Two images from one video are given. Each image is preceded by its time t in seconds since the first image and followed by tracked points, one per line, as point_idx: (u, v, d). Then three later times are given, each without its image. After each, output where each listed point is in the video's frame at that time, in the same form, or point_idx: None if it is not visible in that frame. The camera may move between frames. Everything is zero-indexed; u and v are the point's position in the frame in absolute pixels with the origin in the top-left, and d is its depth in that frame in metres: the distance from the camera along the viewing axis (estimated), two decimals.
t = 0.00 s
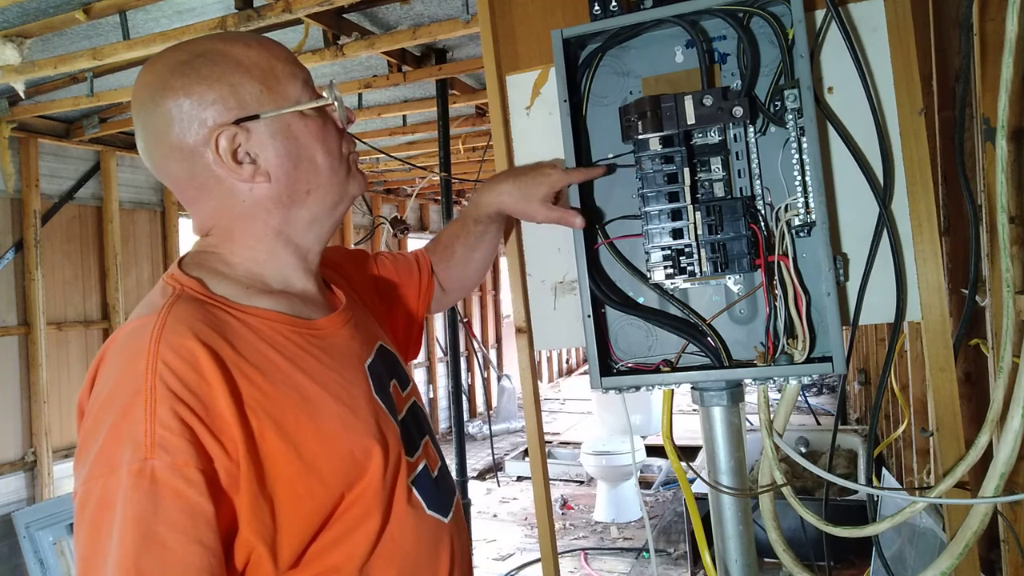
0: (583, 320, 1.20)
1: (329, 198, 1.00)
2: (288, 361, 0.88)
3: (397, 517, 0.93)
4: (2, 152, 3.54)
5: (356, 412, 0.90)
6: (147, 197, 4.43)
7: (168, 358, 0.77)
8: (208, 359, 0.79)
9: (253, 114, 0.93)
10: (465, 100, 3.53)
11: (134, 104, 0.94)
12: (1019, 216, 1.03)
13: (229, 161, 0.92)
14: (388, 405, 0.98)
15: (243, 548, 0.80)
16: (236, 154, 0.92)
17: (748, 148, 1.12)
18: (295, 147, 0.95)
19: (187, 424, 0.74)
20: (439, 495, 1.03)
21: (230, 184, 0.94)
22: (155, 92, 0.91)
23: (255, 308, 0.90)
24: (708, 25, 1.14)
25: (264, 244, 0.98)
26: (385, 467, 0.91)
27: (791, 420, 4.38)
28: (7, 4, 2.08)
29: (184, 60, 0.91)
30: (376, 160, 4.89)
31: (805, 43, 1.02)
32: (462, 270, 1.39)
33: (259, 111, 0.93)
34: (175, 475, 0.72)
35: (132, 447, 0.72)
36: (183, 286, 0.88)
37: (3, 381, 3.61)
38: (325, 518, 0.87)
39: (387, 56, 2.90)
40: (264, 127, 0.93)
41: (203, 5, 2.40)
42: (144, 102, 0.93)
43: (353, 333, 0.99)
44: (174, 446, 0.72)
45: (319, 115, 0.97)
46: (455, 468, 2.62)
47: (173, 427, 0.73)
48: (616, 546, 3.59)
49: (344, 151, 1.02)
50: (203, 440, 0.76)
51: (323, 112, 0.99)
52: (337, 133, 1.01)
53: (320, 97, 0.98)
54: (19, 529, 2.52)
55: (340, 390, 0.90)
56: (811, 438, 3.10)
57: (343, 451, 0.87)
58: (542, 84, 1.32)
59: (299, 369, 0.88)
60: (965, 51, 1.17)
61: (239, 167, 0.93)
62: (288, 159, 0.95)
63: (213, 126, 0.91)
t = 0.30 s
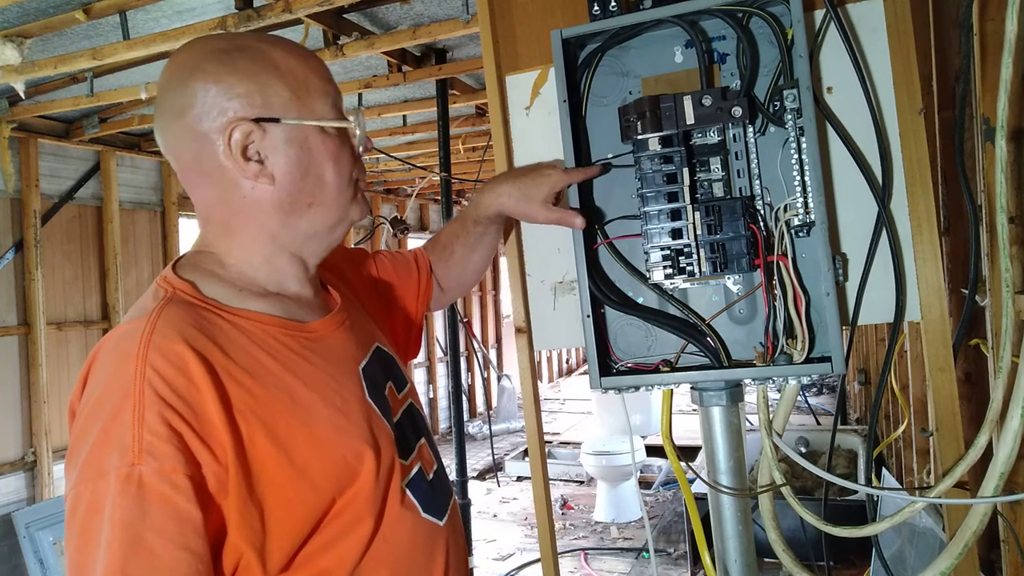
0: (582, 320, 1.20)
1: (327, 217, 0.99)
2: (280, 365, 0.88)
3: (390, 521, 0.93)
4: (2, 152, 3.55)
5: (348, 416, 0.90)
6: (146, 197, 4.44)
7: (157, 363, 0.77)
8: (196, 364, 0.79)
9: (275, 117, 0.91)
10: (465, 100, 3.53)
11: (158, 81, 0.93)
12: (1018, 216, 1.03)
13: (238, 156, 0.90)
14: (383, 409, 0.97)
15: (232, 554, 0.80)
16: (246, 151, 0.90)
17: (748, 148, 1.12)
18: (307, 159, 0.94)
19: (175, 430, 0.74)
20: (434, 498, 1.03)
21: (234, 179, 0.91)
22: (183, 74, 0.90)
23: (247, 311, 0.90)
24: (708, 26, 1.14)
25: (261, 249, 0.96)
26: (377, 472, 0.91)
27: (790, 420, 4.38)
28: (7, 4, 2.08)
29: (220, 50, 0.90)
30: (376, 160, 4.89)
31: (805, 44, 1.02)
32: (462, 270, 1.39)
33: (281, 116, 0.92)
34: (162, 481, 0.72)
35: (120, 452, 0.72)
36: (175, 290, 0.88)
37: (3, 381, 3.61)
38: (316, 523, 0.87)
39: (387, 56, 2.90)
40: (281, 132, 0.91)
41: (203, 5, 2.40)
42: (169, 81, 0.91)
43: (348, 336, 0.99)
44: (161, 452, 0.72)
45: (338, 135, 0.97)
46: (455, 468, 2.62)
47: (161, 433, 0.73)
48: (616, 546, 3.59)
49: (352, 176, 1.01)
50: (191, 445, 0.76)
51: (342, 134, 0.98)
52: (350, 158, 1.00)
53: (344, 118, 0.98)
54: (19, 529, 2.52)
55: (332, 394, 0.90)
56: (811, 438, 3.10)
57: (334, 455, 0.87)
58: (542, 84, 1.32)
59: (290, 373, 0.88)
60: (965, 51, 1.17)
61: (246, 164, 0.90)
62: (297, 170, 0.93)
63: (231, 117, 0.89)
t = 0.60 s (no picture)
0: (582, 320, 1.20)
1: (331, 226, 0.97)
2: (277, 366, 0.88)
3: (387, 524, 0.93)
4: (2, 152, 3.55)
5: (345, 419, 0.90)
6: (146, 197, 4.44)
7: (151, 364, 0.77)
8: (191, 365, 0.79)
9: (290, 120, 0.91)
10: (465, 100, 3.53)
11: (182, 71, 0.93)
12: (1018, 216, 1.03)
13: (248, 154, 0.89)
14: (382, 412, 0.97)
15: (226, 556, 0.79)
16: (257, 151, 0.90)
17: (748, 148, 1.12)
18: (317, 166, 0.93)
19: (168, 431, 0.74)
20: (433, 500, 1.02)
21: (241, 176, 0.91)
22: (206, 67, 0.90)
23: (245, 311, 0.90)
24: (708, 26, 1.14)
25: (260, 251, 0.95)
26: (373, 476, 0.91)
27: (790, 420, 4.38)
28: (7, 5, 2.08)
29: (245, 48, 0.90)
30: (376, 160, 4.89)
31: (805, 44, 1.02)
32: (459, 271, 1.39)
33: (298, 120, 0.91)
34: (154, 483, 0.71)
35: (112, 453, 0.72)
36: (172, 290, 0.88)
37: (3, 381, 3.61)
38: (311, 525, 0.87)
39: (387, 56, 2.90)
40: (295, 136, 0.91)
41: (203, 5, 2.40)
42: (191, 73, 0.91)
43: (348, 337, 0.99)
44: (154, 453, 0.72)
45: (351, 146, 0.96)
46: (454, 468, 2.62)
47: (153, 435, 0.73)
48: (616, 546, 3.59)
49: (361, 190, 1.00)
50: (185, 447, 0.75)
51: (356, 146, 0.97)
52: (361, 171, 0.99)
53: (360, 130, 0.97)
54: (19, 529, 2.52)
55: (329, 396, 0.90)
56: (811, 438, 3.10)
57: (330, 458, 0.87)
58: (541, 84, 1.32)
59: (287, 375, 0.88)
60: (965, 51, 1.17)
61: (255, 163, 0.90)
62: (305, 176, 0.92)
63: (247, 115, 0.89)
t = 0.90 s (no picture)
0: (582, 320, 1.20)
1: (336, 228, 0.96)
2: (271, 368, 0.87)
3: (379, 529, 0.93)
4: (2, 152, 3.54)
5: (338, 422, 0.90)
6: (146, 196, 4.44)
7: (142, 364, 0.77)
8: (183, 365, 0.79)
9: (300, 120, 0.90)
10: (465, 100, 3.53)
11: (193, 70, 0.93)
12: (1018, 216, 1.03)
13: (256, 154, 0.89)
14: (380, 417, 0.97)
15: (214, 559, 0.79)
16: (265, 150, 0.89)
17: (748, 148, 1.12)
18: (324, 168, 0.92)
19: (158, 432, 0.74)
20: (430, 506, 1.02)
21: (249, 176, 0.90)
22: (217, 65, 0.90)
23: (240, 312, 0.90)
24: (708, 25, 1.14)
25: (260, 251, 0.95)
26: (365, 479, 0.90)
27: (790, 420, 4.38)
28: (7, 4, 2.07)
29: (258, 47, 0.90)
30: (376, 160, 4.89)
31: (804, 44, 1.02)
32: (458, 267, 1.39)
33: (307, 120, 0.90)
34: (142, 483, 0.71)
35: (102, 452, 0.72)
36: (168, 290, 0.88)
37: (3, 381, 3.61)
38: (301, 529, 0.86)
39: (387, 56, 2.90)
40: (303, 137, 0.90)
41: (203, 5, 2.40)
42: (202, 71, 0.91)
43: (347, 339, 0.98)
44: (143, 453, 0.72)
45: (360, 149, 0.95)
46: (454, 468, 2.62)
47: (142, 435, 0.73)
48: (616, 546, 3.59)
49: (368, 192, 0.99)
50: (174, 447, 0.75)
51: (364, 148, 0.97)
52: (368, 173, 0.98)
53: (369, 134, 0.97)
54: (19, 529, 2.52)
55: (323, 399, 0.90)
56: (811, 438, 3.11)
57: (322, 462, 0.87)
58: (541, 84, 1.32)
59: (281, 377, 0.88)
60: (965, 51, 1.17)
61: (263, 163, 0.89)
62: (313, 178, 0.92)
63: (256, 114, 0.88)
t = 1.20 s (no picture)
0: (582, 320, 1.20)
1: (342, 233, 0.96)
2: (257, 371, 0.87)
3: (364, 535, 0.91)
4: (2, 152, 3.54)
5: (322, 426, 0.89)
6: (146, 196, 4.44)
7: (123, 365, 0.77)
8: (164, 367, 0.79)
9: (309, 124, 0.90)
10: (465, 100, 3.53)
11: (204, 69, 0.93)
12: (1018, 216, 1.03)
13: (263, 156, 0.88)
14: (370, 423, 0.95)
15: (191, 563, 0.79)
16: (273, 153, 0.89)
17: (748, 148, 1.12)
18: (332, 172, 0.92)
19: (134, 433, 0.74)
20: (423, 514, 0.99)
21: (255, 177, 0.90)
22: (229, 65, 0.90)
23: (230, 314, 0.90)
24: (708, 25, 1.14)
25: (260, 251, 0.95)
26: (349, 485, 0.89)
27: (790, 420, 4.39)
28: (7, 4, 2.07)
29: (271, 48, 0.89)
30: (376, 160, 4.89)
31: (804, 44, 1.02)
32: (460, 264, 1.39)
33: (316, 124, 0.90)
34: (115, 484, 0.71)
35: (78, 452, 0.72)
36: (160, 289, 0.88)
37: (3, 381, 3.61)
38: (282, 533, 0.85)
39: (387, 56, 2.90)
40: (312, 140, 0.90)
41: (203, 5, 2.40)
42: (214, 69, 0.91)
43: (341, 342, 0.98)
44: (117, 454, 0.72)
45: (368, 155, 0.95)
46: (454, 468, 2.62)
47: (118, 436, 0.73)
48: (616, 546, 3.59)
49: (375, 198, 0.99)
50: (151, 449, 0.75)
51: (373, 154, 0.96)
52: (376, 179, 0.98)
53: (378, 140, 0.96)
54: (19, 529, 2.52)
55: (309, 403, 0.89)
56: (811, 438, 3.11)
57: (305, 468, 0.86)
58: (542, 84, 1.32)
59: (267, 380, 0.87)
60: (965, 51, 1.17)
61: (270, 164, 0.89)
62: (320, 181, 0.92)
63: (266, 116, 0.88)
